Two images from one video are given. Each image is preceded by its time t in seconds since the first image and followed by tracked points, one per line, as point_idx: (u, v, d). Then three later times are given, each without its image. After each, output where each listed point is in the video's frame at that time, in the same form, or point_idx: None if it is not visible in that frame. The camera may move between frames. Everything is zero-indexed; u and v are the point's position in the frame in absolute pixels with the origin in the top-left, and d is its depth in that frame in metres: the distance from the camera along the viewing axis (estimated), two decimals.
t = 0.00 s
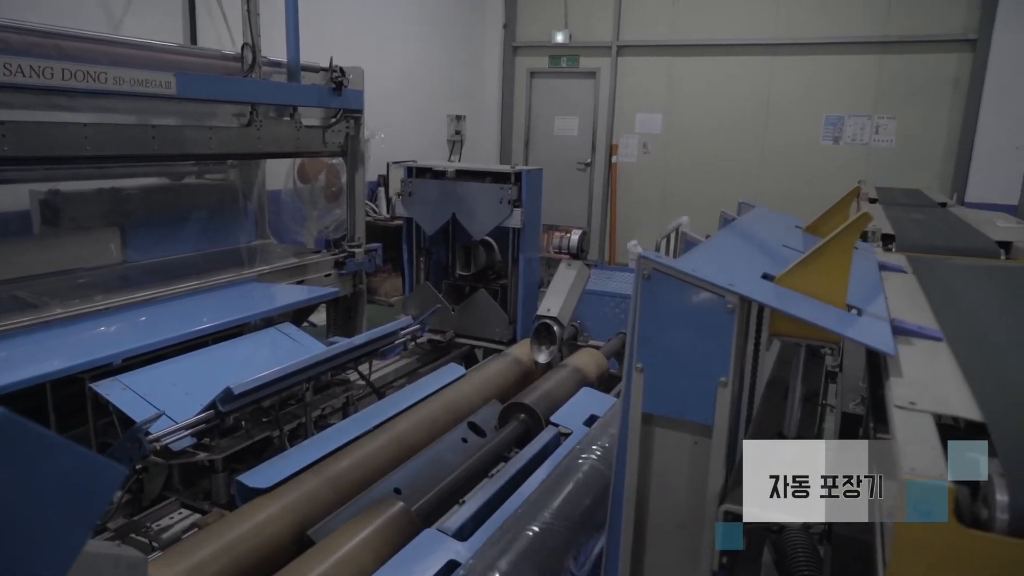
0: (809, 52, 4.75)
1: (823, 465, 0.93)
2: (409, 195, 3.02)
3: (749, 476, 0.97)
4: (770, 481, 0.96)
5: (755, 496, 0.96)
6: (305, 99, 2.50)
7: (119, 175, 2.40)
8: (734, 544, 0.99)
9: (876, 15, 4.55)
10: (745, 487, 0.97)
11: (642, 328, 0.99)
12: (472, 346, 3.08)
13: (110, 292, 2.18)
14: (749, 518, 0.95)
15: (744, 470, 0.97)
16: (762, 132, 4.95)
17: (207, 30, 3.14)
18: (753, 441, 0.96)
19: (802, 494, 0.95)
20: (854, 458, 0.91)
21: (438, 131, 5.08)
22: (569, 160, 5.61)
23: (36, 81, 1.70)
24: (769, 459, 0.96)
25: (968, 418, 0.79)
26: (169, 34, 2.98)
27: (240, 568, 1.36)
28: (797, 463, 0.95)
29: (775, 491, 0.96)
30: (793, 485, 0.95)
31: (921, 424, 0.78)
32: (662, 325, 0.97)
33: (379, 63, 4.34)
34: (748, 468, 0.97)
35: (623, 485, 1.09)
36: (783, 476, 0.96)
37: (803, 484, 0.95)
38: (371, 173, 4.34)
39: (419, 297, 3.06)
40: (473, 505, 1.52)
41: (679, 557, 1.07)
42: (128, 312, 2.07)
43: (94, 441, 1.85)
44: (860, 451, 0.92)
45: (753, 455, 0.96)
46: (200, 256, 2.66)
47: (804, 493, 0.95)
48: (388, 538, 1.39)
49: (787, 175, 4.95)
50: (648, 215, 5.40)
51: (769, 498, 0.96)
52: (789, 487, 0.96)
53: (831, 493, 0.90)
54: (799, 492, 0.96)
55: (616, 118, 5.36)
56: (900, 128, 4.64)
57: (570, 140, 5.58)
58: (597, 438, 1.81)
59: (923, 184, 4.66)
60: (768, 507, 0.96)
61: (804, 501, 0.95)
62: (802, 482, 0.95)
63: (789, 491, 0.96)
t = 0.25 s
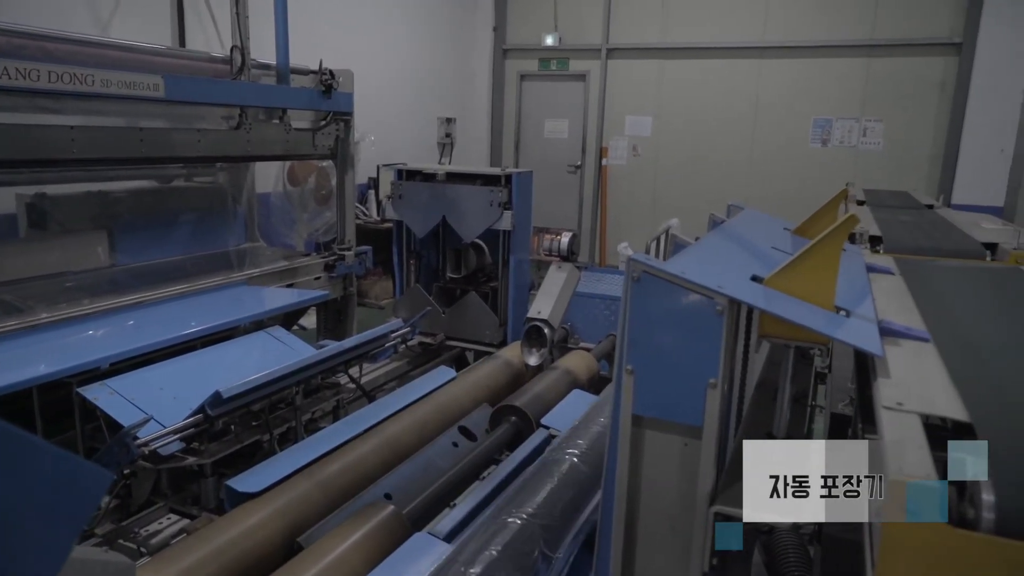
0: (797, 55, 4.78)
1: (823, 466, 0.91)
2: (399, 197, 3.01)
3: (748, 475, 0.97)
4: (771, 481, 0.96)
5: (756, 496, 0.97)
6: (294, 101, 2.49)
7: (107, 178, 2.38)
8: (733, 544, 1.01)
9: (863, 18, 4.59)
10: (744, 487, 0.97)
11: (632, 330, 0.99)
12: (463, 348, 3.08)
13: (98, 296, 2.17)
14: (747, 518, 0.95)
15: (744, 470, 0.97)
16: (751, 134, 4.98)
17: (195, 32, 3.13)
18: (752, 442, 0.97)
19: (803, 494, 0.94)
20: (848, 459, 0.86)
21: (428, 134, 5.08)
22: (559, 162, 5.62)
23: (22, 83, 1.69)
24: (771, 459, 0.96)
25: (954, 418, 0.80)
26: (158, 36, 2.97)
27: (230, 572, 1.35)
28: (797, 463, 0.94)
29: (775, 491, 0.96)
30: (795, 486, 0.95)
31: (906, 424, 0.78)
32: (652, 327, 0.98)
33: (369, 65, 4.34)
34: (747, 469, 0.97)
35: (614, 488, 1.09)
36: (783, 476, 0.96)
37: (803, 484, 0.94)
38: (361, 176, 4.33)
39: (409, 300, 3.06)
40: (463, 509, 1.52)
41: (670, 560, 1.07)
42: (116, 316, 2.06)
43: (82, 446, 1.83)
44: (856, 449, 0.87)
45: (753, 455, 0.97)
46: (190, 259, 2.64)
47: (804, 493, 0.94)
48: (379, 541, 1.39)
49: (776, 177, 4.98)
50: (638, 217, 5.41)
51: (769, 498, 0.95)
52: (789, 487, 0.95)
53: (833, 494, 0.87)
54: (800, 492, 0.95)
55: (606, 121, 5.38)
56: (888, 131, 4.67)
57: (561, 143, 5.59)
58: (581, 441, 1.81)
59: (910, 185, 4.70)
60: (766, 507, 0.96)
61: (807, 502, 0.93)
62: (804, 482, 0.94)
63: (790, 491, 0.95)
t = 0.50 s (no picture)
0: (786, 58, 4.81)
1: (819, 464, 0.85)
2: (389, 200, 3.01)
3: (747, 475, 0.94)
4: (770, 481, 0.93)
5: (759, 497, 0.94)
6: (284, 104, 2.48)
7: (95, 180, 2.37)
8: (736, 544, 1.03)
9: (851, 22, 4.62)
10: (744, 486, 0.95)
11: (623, 332, 0.99)
12: (454, 351, 3.08)
13: (86, 299, 2.15)
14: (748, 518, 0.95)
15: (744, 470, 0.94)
16: (741, 137, 5.00)
17: (184, 35, 3.11)
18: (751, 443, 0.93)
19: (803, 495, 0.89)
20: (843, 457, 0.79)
21: (418, 137, 5.08)
22: (550, 165, 5.63)
23: (9, 86, 1.67)
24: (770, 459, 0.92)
25: (943, 419, 0.81)
26: (146, 38, 2.95)
27: None
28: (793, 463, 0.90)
29: (775, 491, 0.92)
30: (795, 486, 0.90)
31: (895, 425, 0.79)
32: (642, 329, 0.98)
33: (359, 68, 4.33)
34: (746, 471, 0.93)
35: (604, 490, 1.09)
36: (783, 476, 0.92)
37: (802, 484, 0.90)
38: (352, 179, 4.32)
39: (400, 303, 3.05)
40: (455, 511, 1.52)
41: (661, 561, 1.07)
42: (104, 320, 2.04)
43: (69, 451, 1.82)
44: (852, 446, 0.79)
45: (752, 454, 0.93)
46: (179, 262, 2.63)
47: (805, 494, 0.90)
48: (370, 545, 1.38)
49: (765, 180, 5.00)
50: (629, 219, 5.43)
51: (768, 499, 0.92)
52: (789, 487, 0.91)
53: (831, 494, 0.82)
54: (799, 493, 0.90)
55: (596, 123, 5.39)
56: (876, 134, 4.71)
57: (551, 146, 5.60)
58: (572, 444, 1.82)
59: (898, 188, 4.73)
60: (766, 507, 0.93)
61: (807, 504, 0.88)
62: (804, 482, 0.89)
63: (790, 492, 0.91)
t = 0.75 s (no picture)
0: (775, 61, 4.84)
1: (817, 463, 0.83)
2: (380, 203, 3.00)
3: (749, 474, 0.92)
4: (770, 481, 0.91)
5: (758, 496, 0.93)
6: (274, 107, 2.47)
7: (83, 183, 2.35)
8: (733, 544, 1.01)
9: (840, 25, 4.65)
10: (745, 485, 0.93)
11: (613, 334, 0.99)
12: (445, 354, 3.08)
13: (74, 303, 2.14)
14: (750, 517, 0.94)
15: (744, 470, 0.93)
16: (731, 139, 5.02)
17: (173, 37, 3.10)
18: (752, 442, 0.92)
19: (802, 494, 0.86)
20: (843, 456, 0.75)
21: (409, 140, 5.07)
22: (541, 167, 5.63)
23: None
24: (769, 458, 0.90)
25: (931, 420, 0.81)
26: (135, 41, 2.94)
27: None
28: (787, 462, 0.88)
29: (775, 491, 0.91)
30: (795, 485, 0.88)
31: (883, 426, 0.79)
32: (633, 332, 0.98)
33: (350, 71, 4.32)
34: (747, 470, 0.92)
35: (595, 493, 1.09)
36: (783, 476, 0.89)
37: (802, 485, 0.87)
38: (342, 182, 4.31)
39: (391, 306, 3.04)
40: (446, 514, 1.52)
41: (652, 563, 1.07)
42: (93, 324, 2.03)
43: (56, 457, 1.80)
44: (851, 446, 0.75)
45: (753, 454, 0.92)
46: (168, 266, 2.61)
47: (804, 494, 0.87)
48: (361, 549, 1.38)
49: (755, 182, 5.03)
50: (620, 221, 5.44)
51: (768, 498, 0.91)
52: (789, 487, 0.88)
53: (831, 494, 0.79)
54: (800, 492, 0.87)
55: (587, 126, 5.41)
56: (864, 136, 4.74)
57: (542, 148, 5.60)
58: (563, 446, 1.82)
59: (887, 190, 4.76)
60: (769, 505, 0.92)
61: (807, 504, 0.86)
62: (802, 482, 0.86)
63: (790, 491, 0.89)
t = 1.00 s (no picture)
0: (765, 64, 4.87)
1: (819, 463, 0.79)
2: (371, 206, 3.00)
3: (749, 475, 0.90)
4: (771, 481, 0.88)
5: (758, 498, 0.90)
6: (264, 109, 2.46)
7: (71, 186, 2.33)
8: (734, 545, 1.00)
9: (828, 29, 4.68)
10: (746, 486, 0.91)
11: (604, 337, 0.99)
12: (437, 356, 3.07)
13: (63, 307, 2.12)
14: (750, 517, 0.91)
15: (746, 470, 0.91)
16: (721, 141, 5.05)
17: (162, 40, 3.09)
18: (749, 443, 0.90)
19: (803, 495, 0.82)
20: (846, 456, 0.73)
21: (400, 142, 5.07)
22: (532, 169, 5.64)
23: None
24: (769, 459, 0.88)
25: (919, 420, 0.82)
26: (124, 43, 2.92)
27: None
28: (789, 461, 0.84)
29: (776, 491, 0.88)
30: (796, 485, 0.84)
31: (872, 427, 0.80)
32: (624, 334, 0.98)
33: (340, 73, 4.32)
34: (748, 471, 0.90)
35: (587, 496, 1.09)
36: (784, 476, 0.86)
37: (802, 484, 0.83)
38: (333, 184, 4.30)
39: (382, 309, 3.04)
40: (438, 518, 1.52)
41: (643, 565, 1.08)
42: (81, 328, 2.02)
43: (44, 462, 1.79)
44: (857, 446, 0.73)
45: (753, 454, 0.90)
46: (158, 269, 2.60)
47: (804, 493, 0.83)
48: (353, 553, 1.37)
49: (745, 185, 5.05)
50: (611, 224, 5.45)
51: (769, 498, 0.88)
52: (789, 487, 0.85)
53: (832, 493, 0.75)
54: (799, 492, 0.83)
55: (578, 129, 5.42)
56: (853, 139, 4.77)
57: (533, 151, 5.61)
58: (555, 448, 1.82)
59: (876, 192, 4.80)
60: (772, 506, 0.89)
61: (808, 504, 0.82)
62: (803, 482, 0.82)
63: (789, 491, 0.85)
